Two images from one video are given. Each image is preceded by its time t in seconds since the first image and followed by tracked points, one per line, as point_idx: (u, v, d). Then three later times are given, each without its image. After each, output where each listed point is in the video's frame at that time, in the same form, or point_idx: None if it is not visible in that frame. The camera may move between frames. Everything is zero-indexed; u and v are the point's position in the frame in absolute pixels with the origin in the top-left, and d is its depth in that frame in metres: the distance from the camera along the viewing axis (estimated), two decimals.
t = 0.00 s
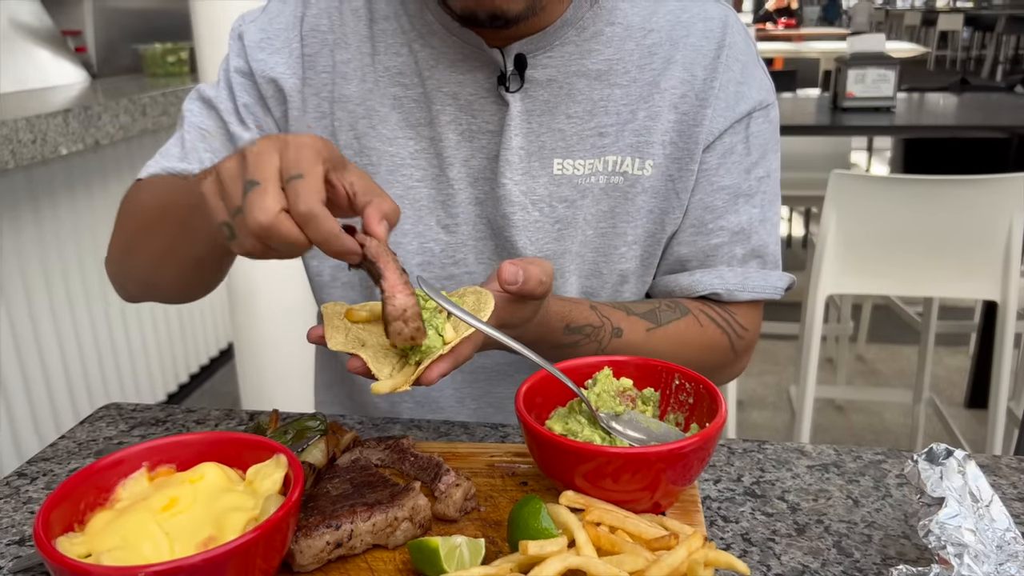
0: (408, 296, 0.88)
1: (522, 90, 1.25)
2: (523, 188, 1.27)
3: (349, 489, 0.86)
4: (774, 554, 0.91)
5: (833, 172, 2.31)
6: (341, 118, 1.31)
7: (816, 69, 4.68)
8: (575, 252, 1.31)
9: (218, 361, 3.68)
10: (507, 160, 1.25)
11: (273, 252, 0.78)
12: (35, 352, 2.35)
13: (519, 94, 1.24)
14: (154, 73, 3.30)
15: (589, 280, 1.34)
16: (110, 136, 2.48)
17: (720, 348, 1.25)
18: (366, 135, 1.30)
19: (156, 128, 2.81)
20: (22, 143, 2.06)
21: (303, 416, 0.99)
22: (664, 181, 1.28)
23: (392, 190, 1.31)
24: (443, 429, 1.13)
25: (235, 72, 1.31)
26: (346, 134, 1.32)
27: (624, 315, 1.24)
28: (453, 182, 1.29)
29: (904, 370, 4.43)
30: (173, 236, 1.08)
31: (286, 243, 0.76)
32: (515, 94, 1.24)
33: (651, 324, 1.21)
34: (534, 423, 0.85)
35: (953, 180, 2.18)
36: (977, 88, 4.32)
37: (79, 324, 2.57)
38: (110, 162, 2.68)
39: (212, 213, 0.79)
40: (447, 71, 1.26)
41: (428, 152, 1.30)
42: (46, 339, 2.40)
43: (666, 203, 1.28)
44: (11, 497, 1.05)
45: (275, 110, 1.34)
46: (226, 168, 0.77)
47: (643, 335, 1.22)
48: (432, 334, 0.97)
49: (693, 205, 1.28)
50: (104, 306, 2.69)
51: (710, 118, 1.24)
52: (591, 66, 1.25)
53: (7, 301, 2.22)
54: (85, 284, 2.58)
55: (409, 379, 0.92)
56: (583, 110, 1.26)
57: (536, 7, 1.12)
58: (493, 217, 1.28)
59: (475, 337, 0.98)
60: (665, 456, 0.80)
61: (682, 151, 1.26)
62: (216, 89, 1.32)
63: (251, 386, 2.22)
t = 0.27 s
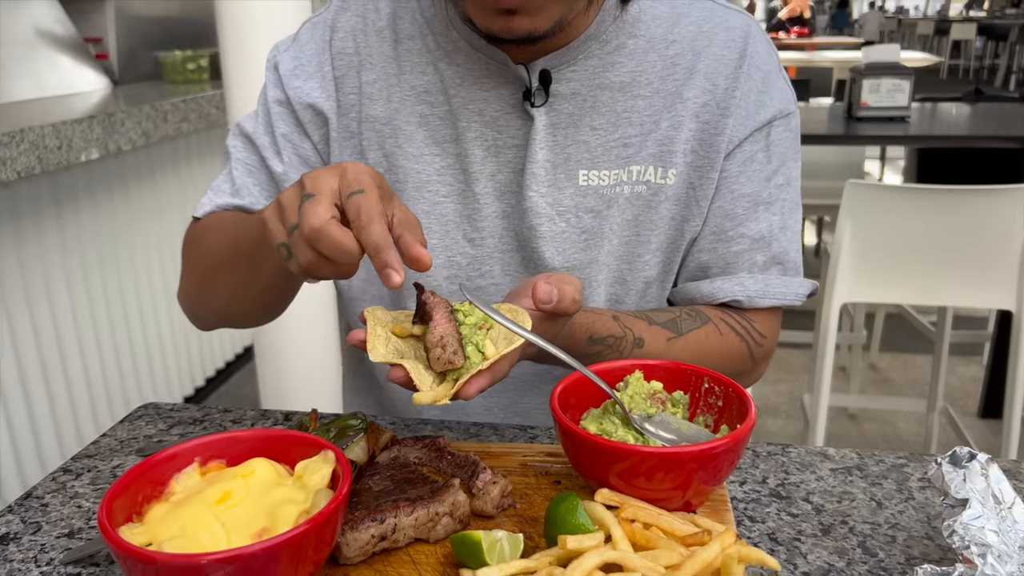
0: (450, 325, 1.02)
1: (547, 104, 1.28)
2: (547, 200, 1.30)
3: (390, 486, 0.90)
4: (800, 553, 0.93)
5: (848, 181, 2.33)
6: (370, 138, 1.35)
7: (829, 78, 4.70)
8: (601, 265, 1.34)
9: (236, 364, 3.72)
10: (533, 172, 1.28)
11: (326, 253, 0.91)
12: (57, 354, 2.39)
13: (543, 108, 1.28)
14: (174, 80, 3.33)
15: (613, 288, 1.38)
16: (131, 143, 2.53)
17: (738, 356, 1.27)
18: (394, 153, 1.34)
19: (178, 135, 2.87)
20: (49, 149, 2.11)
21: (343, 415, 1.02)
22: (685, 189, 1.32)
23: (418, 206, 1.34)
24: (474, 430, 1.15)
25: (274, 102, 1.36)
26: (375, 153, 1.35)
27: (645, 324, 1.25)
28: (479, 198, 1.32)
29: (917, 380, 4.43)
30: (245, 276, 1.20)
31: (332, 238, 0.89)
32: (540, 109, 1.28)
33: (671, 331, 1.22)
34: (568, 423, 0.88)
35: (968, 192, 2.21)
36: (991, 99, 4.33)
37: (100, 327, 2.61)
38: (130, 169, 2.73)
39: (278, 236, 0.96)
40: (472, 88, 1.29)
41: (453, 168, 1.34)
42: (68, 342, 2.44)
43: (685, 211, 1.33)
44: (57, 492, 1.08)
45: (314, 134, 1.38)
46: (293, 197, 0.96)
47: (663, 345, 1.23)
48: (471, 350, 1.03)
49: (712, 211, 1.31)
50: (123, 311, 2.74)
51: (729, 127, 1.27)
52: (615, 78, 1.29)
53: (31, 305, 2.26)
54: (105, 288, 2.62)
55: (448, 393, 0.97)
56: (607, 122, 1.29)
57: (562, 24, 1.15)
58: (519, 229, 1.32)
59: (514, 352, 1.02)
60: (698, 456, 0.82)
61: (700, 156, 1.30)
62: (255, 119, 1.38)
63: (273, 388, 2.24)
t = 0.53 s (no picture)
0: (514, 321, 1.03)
1: (568, 99, 1.27)
2: (569, 196, 1.28)
3: (415, 476, 0.88)
4: (832, 548, 0.91)
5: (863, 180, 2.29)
6: (385, 133, 1.34)
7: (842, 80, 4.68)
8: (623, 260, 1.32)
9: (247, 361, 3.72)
10: (554, 168, 1.27)
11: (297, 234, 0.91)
12: (68, 350, 2.39)
13: (564, 102, 1.26)
14: (186, 79, 3.34)
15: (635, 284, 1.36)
16: (144, 139, 2.53)
17: (789, 344, 1.27)
18: (411, 149, 1.33)
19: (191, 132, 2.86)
20: (63, 144, 2.11)
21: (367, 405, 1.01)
22: (715, 187, 1.30)
23: (435, 202, 1.33)
24: (495, 422, 1.14)
25: (287, 97, 1.36)
26: (390, 149, 1.34)
27: (698, 316, 1.23)
28: (496, 192, 1.31)
29: (930, 382, 4.40)
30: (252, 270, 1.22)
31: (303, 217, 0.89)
32: (561, 103, 1.26)
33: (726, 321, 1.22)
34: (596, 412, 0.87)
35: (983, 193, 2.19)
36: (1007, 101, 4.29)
37: (112, 324, 2.61)
38: (142, 167, 2.72)
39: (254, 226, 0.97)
40: (491, 83, 1.28)
41: (470, 163, 1.32)
42: (80, 338, 2.44)
43: (718, 210, 1.31)
44: (77, 481, 1.07)
45: (328, 129, 1.38)
46: (266, 183, 0.97)
47: (717, 337, 1.22)
48: (532, 348, 1.04)
49: (752, 210, 1.29)
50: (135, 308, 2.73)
51: (761, 123, 1.25)
52: (637, 73, 1.27)
53: (44, 300, 2.26)
54: (117, 285, 2.62)
55: (506, 386, 1.00)
56: (629, 117, 1.28)
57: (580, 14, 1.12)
58: (539, 225, 1.30)
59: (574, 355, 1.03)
60: (731, 447, 0.81)
61: (734, 158, 1.28)
62: (268, 115, 1.38)
63: (284, 383, 2.23)
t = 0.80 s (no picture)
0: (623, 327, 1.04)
1: (590, 88, 1.23)
2: (593, 188, 1.26)
3: (424, 471, 0.85)
4: (859, 549, 0.87)
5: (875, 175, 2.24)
6: (397, 126, 1.29)
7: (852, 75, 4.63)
8: (647, 249, 1.29)
9: (253, 356, 3.69)
10: (577, 160, 1.24)
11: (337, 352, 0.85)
12: (72, 343, 2.36)
13: (586, 92, 1.23)
14: (192, 71, 3.30)
15: (657, 279, 1.33)
16: (150, 131, 2.50)
17: (833, 301, 1.36)
18: (425, 142, 1.29)
19: (195, 125, 2.83)
20: (67, 136, 2.08)
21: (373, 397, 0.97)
22: (750, 180, 1.27)
23: (451, 197, 1.29)
24: (505, 416, 1.10)
25: (294, 86, 1.30)
26: (403, 142, 1.30)
27: (761, 295, 1.28)
28: (516, 186, 1.27)
29: (939, 380, 4.35)
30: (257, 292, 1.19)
31: (360, 347, 0.85)
32: (584, 92, 1.23)
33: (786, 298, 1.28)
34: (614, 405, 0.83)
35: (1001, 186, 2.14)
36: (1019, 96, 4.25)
37: (116, 317, 2.58)
38: (147, 160, 2.68)
39: (285, 301, 0.88)
40: (510, 72, 1.24)
41: (488, 156, 1.28)
42: (84, 332, 2.41)
43: (739, 196, 1.27)
44: (75, 475, 1.04)
45: (339, 121, 1.32)
46: (324, 273, 0.89)
47: (780, 313, 1.28)
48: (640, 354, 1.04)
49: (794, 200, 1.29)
50: (139, 302, 2.70)
51: (795, 116, 1.24)
52: (662, 63, 1.24)
53: (47, 293, 2.23)
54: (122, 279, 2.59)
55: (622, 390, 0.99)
56: (654, 108, 1.25)
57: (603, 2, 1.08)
58: (561, 220, 1.27)
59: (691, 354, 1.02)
60: (756, 443, 0.77)
61: (768, 151, 1.26)
62: (273, 106, 1.32)
63: (289, 377, 2.20)
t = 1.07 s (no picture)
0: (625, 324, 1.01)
1: (613, 71, 1.22)
2: (614, 173, 1.24)
3: (424, 460, 0.82)
4: (872, 542, 0.84)
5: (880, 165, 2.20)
6: (416, 104, 1.27)
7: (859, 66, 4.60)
8: (668, 238, 1.28)
9: (255, 347, 3.67)
10: (598, 144, 1.22)
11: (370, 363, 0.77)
12: (73, 333, 2.34)
13: (611, 74, 1.22)
14: (193, 61, 3.28)
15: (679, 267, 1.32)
16: (149, 120, 2.47)
17: (844, 304, 1.35)
18: (444, 121, 1.27)
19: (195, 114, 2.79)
20: (66, 124, 2.05)
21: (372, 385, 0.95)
22: (772, 169, 1.25)
23: (469, 179, 1.28)
24: (509, 406, 1.07)
25: (311, 59, 1.26)
26: (422, 121, 1.28)
27: (772, 295, 1.26)
28: (535, 169, 1.26)
29: (944, 373, 4.32)
30: (268, 286, 1.15)
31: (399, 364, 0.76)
32: (607, 75, 1.22)
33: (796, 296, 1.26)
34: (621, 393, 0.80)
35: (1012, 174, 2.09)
36: None
37: (117, 308, 2.55)
38: (147, 150, 2.65)
39: (326, 299, 0.80)
40: (532, 53, 1.23)
41: (507, 138, 1.27)
42: (84, 322, 2.39)
43: (765, 187, 1.25)
44: (66, 464, 1.01)
45: (357, 98, 1.29)
46: (373, 280, 0.81)
47: (790, 314, 1.26)
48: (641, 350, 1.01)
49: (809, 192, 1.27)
50: (139, 292, 2.68)
51: (816, 105, 1.23)
52: (687, 48, 1.23)
53: (48, 282, 2.21)
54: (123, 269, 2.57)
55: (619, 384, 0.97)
56: (678, 94, 1.23)
57: None
58: (579, 205, 1.26)
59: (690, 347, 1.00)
60: (768, 432, 0.74)
61: (791, 141, 1.24)
62: (287, 79, 1.28)
63: (290, 366, 2.18)
